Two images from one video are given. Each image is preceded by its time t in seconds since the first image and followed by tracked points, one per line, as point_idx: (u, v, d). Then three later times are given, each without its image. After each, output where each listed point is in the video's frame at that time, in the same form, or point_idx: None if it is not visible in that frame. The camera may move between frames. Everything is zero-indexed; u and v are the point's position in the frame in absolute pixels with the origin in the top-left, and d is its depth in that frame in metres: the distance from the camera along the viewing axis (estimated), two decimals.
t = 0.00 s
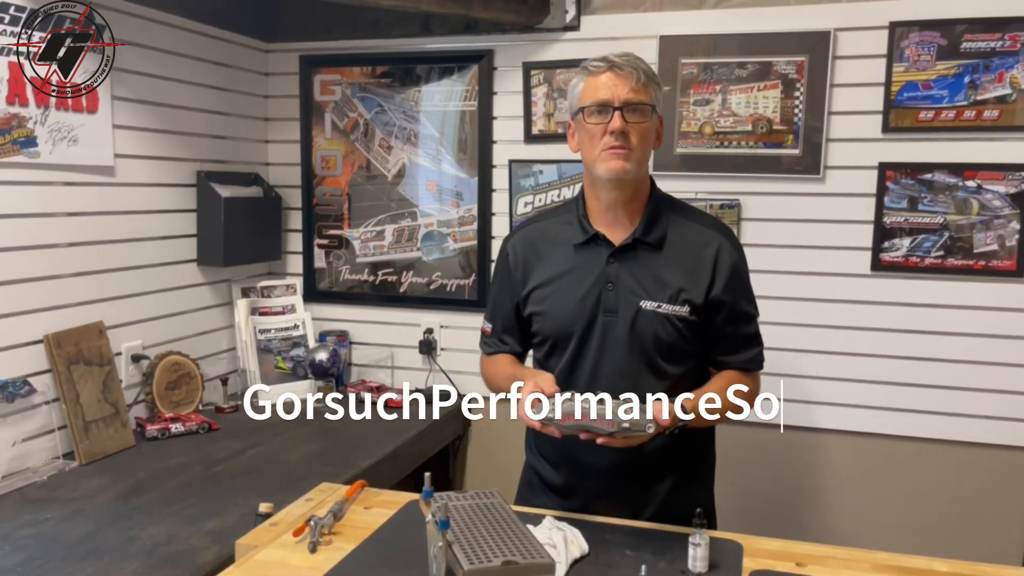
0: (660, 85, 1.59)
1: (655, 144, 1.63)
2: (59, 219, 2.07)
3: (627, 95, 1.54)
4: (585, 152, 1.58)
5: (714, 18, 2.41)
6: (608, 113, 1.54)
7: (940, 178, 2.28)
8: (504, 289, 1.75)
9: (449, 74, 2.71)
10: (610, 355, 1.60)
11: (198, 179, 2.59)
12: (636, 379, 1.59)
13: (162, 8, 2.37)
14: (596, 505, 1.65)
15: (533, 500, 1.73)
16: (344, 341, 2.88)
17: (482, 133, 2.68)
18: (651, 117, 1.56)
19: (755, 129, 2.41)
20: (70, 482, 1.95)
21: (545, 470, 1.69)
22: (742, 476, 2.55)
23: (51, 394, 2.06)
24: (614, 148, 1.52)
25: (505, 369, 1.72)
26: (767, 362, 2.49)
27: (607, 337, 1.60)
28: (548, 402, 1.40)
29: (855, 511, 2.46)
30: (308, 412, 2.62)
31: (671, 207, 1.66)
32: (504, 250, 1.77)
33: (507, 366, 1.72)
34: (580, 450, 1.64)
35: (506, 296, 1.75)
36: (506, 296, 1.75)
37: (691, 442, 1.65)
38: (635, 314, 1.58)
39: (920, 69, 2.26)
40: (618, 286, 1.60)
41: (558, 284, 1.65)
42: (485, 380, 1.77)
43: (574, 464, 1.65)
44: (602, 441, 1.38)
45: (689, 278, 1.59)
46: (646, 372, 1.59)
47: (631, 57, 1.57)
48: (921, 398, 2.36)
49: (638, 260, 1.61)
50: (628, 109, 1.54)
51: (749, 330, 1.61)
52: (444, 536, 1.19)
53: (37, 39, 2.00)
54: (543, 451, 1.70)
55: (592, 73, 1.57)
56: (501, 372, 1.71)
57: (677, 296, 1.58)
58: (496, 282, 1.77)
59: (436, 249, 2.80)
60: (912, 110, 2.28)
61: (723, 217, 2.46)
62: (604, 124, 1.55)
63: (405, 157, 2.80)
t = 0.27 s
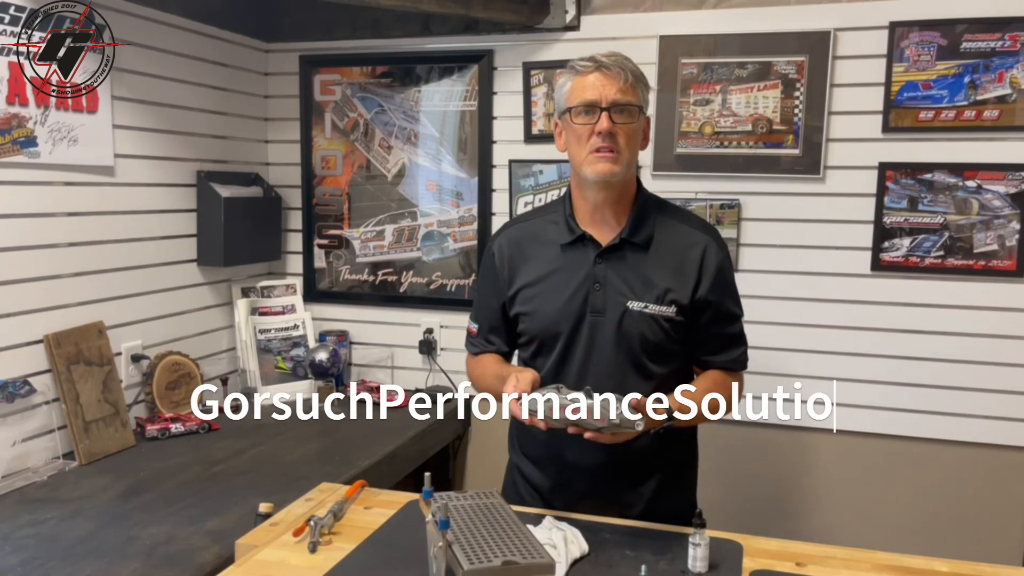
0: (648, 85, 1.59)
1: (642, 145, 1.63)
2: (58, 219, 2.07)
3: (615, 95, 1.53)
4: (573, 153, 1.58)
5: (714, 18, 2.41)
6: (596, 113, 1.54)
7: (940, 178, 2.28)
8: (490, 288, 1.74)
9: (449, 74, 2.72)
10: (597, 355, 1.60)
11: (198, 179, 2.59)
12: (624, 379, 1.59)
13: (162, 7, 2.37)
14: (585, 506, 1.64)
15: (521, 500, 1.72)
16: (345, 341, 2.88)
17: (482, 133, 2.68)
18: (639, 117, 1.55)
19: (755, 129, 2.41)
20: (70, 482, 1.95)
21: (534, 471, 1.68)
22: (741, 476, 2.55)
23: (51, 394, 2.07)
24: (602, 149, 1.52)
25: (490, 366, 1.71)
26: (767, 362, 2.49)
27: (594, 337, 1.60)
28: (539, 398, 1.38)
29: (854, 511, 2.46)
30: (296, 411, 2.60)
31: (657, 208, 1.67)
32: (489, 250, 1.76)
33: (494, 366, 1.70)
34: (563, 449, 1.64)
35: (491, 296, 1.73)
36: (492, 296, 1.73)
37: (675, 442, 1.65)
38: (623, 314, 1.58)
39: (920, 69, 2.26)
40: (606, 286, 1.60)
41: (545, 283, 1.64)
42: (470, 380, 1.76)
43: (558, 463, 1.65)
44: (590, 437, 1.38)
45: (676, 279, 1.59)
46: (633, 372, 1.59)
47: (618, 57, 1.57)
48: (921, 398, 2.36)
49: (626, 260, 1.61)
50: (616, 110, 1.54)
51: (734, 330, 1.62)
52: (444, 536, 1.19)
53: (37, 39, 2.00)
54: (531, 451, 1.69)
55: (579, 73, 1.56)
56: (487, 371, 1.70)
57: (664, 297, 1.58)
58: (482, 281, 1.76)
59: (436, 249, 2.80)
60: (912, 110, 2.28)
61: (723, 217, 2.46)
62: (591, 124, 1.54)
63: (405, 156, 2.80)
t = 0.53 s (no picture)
0: (637, 85, 1.58)
1: (633, 145, 1.62)
2: (57, 219, 2.06)
3: (604, 97, 1.53)
4: (564, 156, 1.58)
5: (714, 17, 2.41)
6: (586, 117, 1.54)
7: (940, 177, 2.28)
8: (482, 289, 1.73)
9: (449, 74, 2.72)
10: (592, 355, 1.59)
11: (198, 179, 2.59)
12: (619, 378, 1.59)
13: (162, 7, 2.37)
14: (578, 505, 1.64)
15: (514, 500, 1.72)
16: (344, 341, 2.88)
17: (482, 133, 2.68)
18: (630, 118, 1.55)
19: (755, 129, 2.41)
20: (70, 482, 1.95)
21: (527, 471, 1.68)
22: (741, 476, 2.55)
23: (51, 394, 2.07)
24: (593, 153, 1.52)
25: (479, 367, 1.70)
26: (767, 363, 2.49)
27: (589, 337, 1.60)
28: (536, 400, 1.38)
29: (854, 511, 2.46)
30: (296, 411, 2.60)
31: (650, 208, 1.67)
32: (481, 250, 1.75)
33: (483, 365, 1.70)
34: (555, 449, 1.64)
35: (483, 296, 1.72)
36: (485, 296, 1.72)
37: (668, 442, 1.65)
38: (618, 314, 1.58)
39: (920, 69, 2.26)
40: (601, 286, 1.60)
41: (539, 284, 1.64)
42: (460, 381, 1.75)
43: (551, 463, 1.65)
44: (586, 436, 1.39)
45: (669, 278, 1.59)
46: (628, 371, 1.59)
47: (606, 58, 1.56)
48: (921, 398, 2.36)
49: (620, 260, 1.61)
50: (606, 113, 1.53)
51: (724, 329, 1.63)
52: (444, 536, 1.19)
53: (37, 39, 2.00)
54: (523, 451, 1.69)
55: (568, 76, 1.56)
56: (476, 370, 1.69)
57: (658, 296, 1.58)
58: (473, 282, 1.75)
59: (436, 249, 2.80)
60: (912, 110, 2.28)
61: (723, 217, 2.46)
62: (582, 128, 1.54)
63: (405, 156, 2.80)
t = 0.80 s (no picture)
0: (635, 84, 1.58)
1: (631, 144, 1.62)
2: (57, 219, 2.06)
3: (602, 98, 1.52)
4: (562, 157, 1.58)
5: (714, 17, 2.41)
6: (583, 117, 1.53)
7: (940, 177, 2.28)
8: (482, 291, 1.72)
9: (449, 74, 2.72)
10: (596, 355, 1.59)
11: (198, 179, 2.59)
12: (623, 377, 1.59)
13: (163, 7, 2.37)
14: (581, 506, 1.64)
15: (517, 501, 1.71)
16: (344, 341, 2.88)
17: (482, 133, 2.68)
18: (627, 117, 1.55)
19: (755, 129, 2.41)
20: (70, 482, 1.95)
21: (530, 472, 1.68)
22: (741, 476, 2.55)
23: (51, 394, 2.07)
24: (590, 153, 1.52)
25: (482, 369, 1.70)
26: (767, 363, 2.49)
27: (593, 337, 1.59)
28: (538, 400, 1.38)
29: (854, 511, 2.46)
30: (296, 412, 2.60)
31: (648, 207, 1.67)
32: (480, 253, 1.74)
33: (484, 368, 1.70)
34: (558, 450, 1.64)
35: (484, 298, 1.72)
36: (485, 299, 1.71)
37: (671, 441, 1.65)
38: (621, 313, 1.58)
39: (920, 69, 2.26)
40: (604, 286, 1.59)
41: (541, 285, 1.63)
42: (461, 384, 1.74)
43: (553, 465, 1.64)
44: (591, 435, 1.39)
45: (671, 276, 1.60)
46: (632, 370, 1.59)
47: (604, 58, 1.56)
48: (921, 398, 2.37)
49: (622, 259, 1.61)
50: (603, 113, 1.53)
51: (725, 325, 1.63)
52: (444, 536, 1.19)
53: (37, 39, 2.00)
54: (526, 452, 1.69)
55: (565, 76, 1.55)
56: (478, 373, 1.69)
57: (661, 294, 1.59)
58: (473, 285, 1.74)
59: (436, 249, 2.80)
60: (912, 110, 2.28)
61: (723, 217, 2.46)
62: (579, 128, 1.53)
63: (405, 156, 2.80)
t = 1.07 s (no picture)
0: (635, 93, 1.49)
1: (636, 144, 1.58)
2: (57, 219, 2.06)
3: (598, 123, 1.46)
4: (563, 171, 1.56)
5: (714, 17, 2.41)
6: (580, 142, 1.48)
7: (940, 177, 2.28)
8: (488, 289, 1.72)
9: (449, 74, 2.72)
10: (602, 349, 1.59)
11: (198, 179, 2.59)
12: (630, 370, 1.59)
13: (163, 7, 2.37)
14: (588, 505, 1.64)
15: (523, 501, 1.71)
16: (345, 341, 2.88)
17: (482, 133, 2.68)
18: (626, 137, 1.49)
19: (755, 129, 2.41)
20: (70, 482, 1.95)
21: (536, 472, 1.68)
22: (742, 477, 2.55)
23: (51, 394, 2.07)
24: (589, 179, 1.50)
25: (489, 369, 1.69)
26: (767, 363, 2.49)
27: (599, 332, 1.59)
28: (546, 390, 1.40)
29: (854, 511, 2.46)
30: (296, 412, 2.60)
31: (655, 203, 1.67)
32: (487, 251, 1.74)
33: (493, 367, 1.69)
34: (565, 449, 1.63)
35: (489, 296, 1.72)
36: (491, 297, 1.72)
37: (679, 439, 1.64)
38: (628, 307, 1.58)
39: (920, 69, 2.26)
40: (610, 280, 1.60)
41: (547, 280, 1.63)
42: (468, 383, 1.75)
43: (560, 463, 1.64)
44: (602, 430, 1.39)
45: (678, 269, 1.59)
46: (639, 363, 1.59)
47: (601, 74, 1.45)
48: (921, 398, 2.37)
49: (628, 254, 1.61)
50: (602, 137, 1.47)
51: (732, 319, 1.62)
52: (444, 536, 1.19)
53: (37, 39, 2.00)
54: (532, 452, 1.69)
55: (560, 97, 1.48)
56: (487, 373, 1.68)
57: (668, 287, 1.58)
58: (479, 283, 1.74)
59: (437, 249, 2.80)
60: (912, 110, 2.28)
61: (723, 217, 2.46)
62: (577, 152, 1.50)
63: (405, 156, 2.80)
